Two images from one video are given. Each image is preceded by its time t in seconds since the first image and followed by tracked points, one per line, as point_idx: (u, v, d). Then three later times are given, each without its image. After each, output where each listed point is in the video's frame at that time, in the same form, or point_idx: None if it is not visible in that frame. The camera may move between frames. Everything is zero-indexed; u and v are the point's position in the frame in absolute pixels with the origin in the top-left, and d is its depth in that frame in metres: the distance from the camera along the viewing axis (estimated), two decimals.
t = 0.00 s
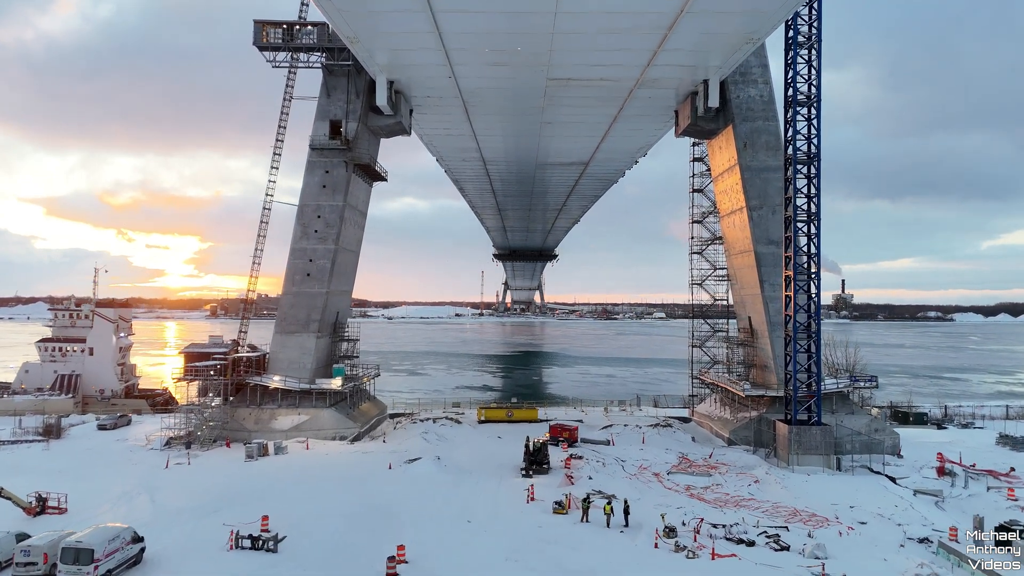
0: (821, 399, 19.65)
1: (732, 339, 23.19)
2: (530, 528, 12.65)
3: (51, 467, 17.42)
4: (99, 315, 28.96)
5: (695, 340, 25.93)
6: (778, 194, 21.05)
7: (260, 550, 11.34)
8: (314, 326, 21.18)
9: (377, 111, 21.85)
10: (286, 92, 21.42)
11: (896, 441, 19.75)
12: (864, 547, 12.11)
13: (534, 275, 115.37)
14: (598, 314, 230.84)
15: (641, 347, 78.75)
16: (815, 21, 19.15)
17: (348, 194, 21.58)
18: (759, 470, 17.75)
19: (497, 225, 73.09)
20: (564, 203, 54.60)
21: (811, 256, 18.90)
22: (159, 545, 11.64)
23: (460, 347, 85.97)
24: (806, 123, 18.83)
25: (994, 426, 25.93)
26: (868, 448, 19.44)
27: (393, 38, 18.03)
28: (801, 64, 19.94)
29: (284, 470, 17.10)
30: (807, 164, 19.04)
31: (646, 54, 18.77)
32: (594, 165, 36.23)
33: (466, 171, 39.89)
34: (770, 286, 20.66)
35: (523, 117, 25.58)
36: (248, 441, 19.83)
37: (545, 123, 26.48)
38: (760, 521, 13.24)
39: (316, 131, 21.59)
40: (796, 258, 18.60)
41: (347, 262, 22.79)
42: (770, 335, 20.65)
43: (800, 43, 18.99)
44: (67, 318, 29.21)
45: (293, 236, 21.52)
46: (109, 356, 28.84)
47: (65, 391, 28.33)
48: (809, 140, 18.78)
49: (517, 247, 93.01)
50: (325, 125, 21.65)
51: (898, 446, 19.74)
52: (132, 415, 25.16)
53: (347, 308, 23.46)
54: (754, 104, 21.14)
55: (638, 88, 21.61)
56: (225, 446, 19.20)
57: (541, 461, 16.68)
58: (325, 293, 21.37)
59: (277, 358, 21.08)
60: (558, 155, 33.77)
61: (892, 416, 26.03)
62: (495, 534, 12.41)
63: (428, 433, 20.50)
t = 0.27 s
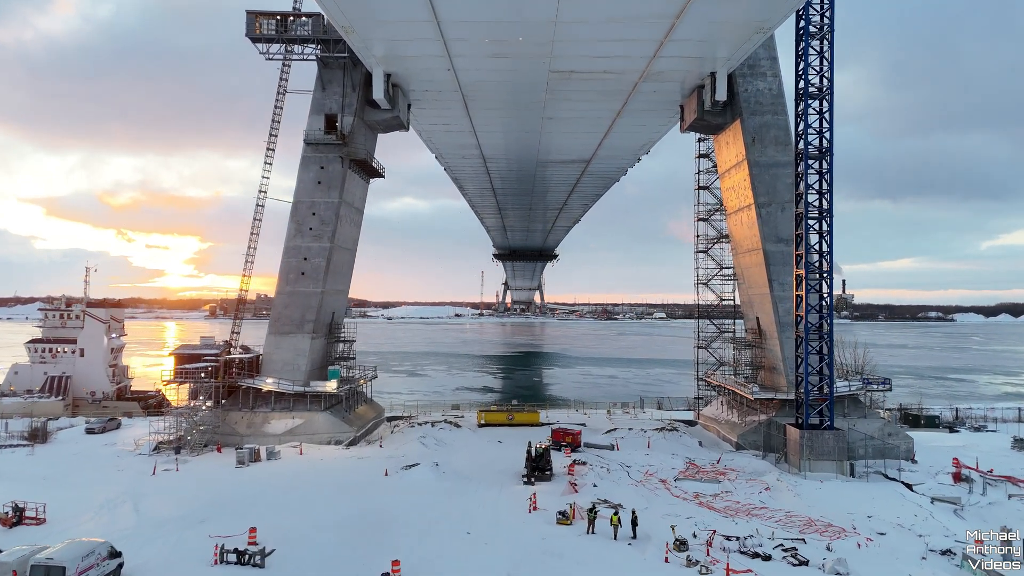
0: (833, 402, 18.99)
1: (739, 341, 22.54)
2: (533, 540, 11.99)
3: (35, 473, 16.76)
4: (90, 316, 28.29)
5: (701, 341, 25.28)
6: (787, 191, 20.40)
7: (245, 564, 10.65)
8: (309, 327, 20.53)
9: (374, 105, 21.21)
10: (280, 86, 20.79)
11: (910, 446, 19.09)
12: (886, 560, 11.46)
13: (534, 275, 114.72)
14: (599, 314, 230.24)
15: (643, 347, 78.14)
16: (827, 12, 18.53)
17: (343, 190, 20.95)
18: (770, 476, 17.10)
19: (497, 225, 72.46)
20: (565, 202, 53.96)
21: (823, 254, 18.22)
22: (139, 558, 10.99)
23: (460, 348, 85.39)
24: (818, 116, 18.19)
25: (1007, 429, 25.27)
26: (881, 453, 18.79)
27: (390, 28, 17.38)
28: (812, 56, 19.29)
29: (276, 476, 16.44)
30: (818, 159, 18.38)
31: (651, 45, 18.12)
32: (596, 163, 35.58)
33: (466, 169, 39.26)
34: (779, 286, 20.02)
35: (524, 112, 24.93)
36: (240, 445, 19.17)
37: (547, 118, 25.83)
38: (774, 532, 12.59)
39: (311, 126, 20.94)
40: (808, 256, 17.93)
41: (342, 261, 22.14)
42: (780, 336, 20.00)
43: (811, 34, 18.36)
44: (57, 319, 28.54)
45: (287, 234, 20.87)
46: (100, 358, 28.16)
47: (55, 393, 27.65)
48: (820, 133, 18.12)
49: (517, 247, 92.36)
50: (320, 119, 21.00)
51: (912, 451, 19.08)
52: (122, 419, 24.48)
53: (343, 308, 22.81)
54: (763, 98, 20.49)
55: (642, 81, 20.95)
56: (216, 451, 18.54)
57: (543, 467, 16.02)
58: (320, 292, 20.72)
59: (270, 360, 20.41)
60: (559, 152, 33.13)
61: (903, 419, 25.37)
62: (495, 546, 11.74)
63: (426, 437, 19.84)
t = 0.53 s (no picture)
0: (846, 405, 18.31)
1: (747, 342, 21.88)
2: (536, 552, 11.32)
3: (17, 479, 16.10)
4: (80, 316, 27.64)
5: (707, 342, 24.63)
6: (797, 187, 19.73)
7: None
8: (303, 327, 19.87)
9: (371, 98, 20.56)
10: (274, 78, 20.14)
11: (925, 450, 18.43)
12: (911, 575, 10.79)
13: (534, 275, 114.08)
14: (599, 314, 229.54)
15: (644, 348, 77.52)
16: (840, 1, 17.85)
17: (339, 186, 20.29)
18: (781, 483, 16.43)
19: (497, 224, 71.81)
20: (566, 201, 53.31)
21: (836, 252, 17.54)
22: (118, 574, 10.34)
23: (460, 348, 84.72)
24: (831, 109, 17.51)
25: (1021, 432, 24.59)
26: (896, 458, 18.13)
27: (386, 18, 16.72)
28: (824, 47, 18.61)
29: (267, 483, 15.76)
30: (831, 153, 17.68)
31: (658, 35, 17.44)
32: (598, 160, 34.95)
33: (465, 167, 38.60)
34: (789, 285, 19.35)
35: (525, 106, 24.28)
36: (232, 450, 18.49)
37: (549, 113, 25.17)
38: (791, 544, 11.92)
39: (306, 120, 20.29)
40: (821, 254, 17.25)
41: (338, 259, 21.49)
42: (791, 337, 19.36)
43: (823, 23, 17.68)
44: (47, 319, 27.90)
45: (281, 231, 20.21)
46: (91, 359, 27.51)
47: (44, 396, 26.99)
48: (833, 127, 17.44)
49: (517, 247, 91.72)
50: (315, 113, 20.35)
51: (927, 456, 18.42)
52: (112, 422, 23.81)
53: (339, 308, 22.16)
54: (772, 91, 19.83)
55: (647, 73, 20.28)
56: (207, 456, 17.87)
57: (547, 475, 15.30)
58: (315, 291, 20.07)
59: (263, 362, 19.75)
60: (561, 149, 32.46)
61: (914, 421, 24.70)
62: (496, 559, 11.07)
63: (424, 442, 19.19)
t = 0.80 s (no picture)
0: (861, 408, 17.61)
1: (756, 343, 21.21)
2: (539, 567, 10.64)
3: None
4: (70, 316, 26.97)
5: (713, 343, 23.98)
6: (808, 182, 19.06)
7: None
8: (297, 328, 19.21)
9: (367, 91, 19.91)
10: (267, 70, 19.50)
11: (941, 455, 17.77)
12: None
13: (534, 275, 113.44)
14: (599, 315, 228.86)
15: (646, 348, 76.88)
16: None
17: (334, 182, 19.65)
18: (795, 490, 15.76)
19: (497, 223, 71.14)
20: (567, 200, 52.66)
21: (849, 250, 16.87)
22: None
23: (460, 349, 84.04)
24: (845, 101, 16.83)
25: None
26: (911, 464, 17.46)
27: (382, 6, 16.06)
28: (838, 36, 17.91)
29: (257, 491, 15.09)
30: (845, 147, 16.95)
31: (665, 24, 16.74)
32: (600, 157, 34.30)
33: (465, 164, 37.94)
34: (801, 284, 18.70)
35: (526, 100, 23.63)
36: (223, 455, 17.83)
37: (550, 107, 24.49)
38: (808, 558, 11.27)
39: (300, 113, 19.64)
40: (834, 251, 16.58)
41: (334, 258, 20.84)
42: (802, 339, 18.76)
43: (838, 12, 16.99)
44: (37, 319, 27.25)
45: (275, 228, 19.56)
46: (81, 360, 26.87)
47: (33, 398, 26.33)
48: (847, 119, 16.76)
49: (517, 247, 91.07)
50: (310, 106, 19.70)
51: (943, 461, 17.75)
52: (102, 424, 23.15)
53: (335, 308, 21.49)
54: (783, 84, 19.18)
55: (653, 65, 19.61)
56: (196, 461, 17.22)
57: (549, 482, 14.63)
58: (310, 291, 19.41)
59: (256, 363, 19.09)
60: (563, 145, 31.81)
61: (926, 424, 24.02)
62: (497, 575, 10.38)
63: (422, 446, 18.54)
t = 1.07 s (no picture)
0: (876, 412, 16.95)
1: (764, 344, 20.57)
2: None
3: None
4: (60, 316, 26.33)
5: (720, 344, 23.35)
6: (820, 178, 18.41)
7: None
8: (291, 328, 18.56)
9: (363, 84, 19.27)
10: (259, 62, 18.85)
11: (958, 460, 17.13)
12: None
13: (535, 275, 112.83)
14: (600, 315, 228.23)
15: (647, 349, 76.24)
16: None
17: (329, 177, 19.01)
18: (808, 497, 15.12)
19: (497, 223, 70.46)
20: (568, 199, 51.98)
21: (864, 247, 16.22)
22: None
23: (460, 349, 83.39)
24: (859, 92, 16.20)
25: None
26: (928, 470, 16.82)
27: None
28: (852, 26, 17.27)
29: (247, 499, 14.44)
30: (860, 140, 16.31)
31: (672, 12, 16.10)
32: (603, 154, 33.64)
33: (465, 162, 37.28)
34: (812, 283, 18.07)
35: (528, 94, 22.97)
36: (213, 461, 17.21)
37: (552, 102, 23.85)
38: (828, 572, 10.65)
39: (294, 106, 18.99)
40: (849, 249, 15.93)
41: (329, 256, 20.19)
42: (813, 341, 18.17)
43: None
44: (26, 320, 26.63)
45: (268, 226, 18.92)
46: (71, 361, 26.25)
47: (22, 400, 25.70)
48: (861, 112, 16.13)
49: (518, 246, 90.44)
50: (304, 99, 19.05)
51: (961, 466, 17.11)
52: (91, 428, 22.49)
53: (330, 308, 20.85)
54: (793, 75, 18.53)
55: (659, 57, 18.97)
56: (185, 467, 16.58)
57: (553, 490, 13.94)
58: (304, 290, 18.77)
59: (248, 365, 18.45)
60: (564, 142, 31.17)
61: (939, 427, 23.36)
62: None
63: (420, 451, 17.91)
